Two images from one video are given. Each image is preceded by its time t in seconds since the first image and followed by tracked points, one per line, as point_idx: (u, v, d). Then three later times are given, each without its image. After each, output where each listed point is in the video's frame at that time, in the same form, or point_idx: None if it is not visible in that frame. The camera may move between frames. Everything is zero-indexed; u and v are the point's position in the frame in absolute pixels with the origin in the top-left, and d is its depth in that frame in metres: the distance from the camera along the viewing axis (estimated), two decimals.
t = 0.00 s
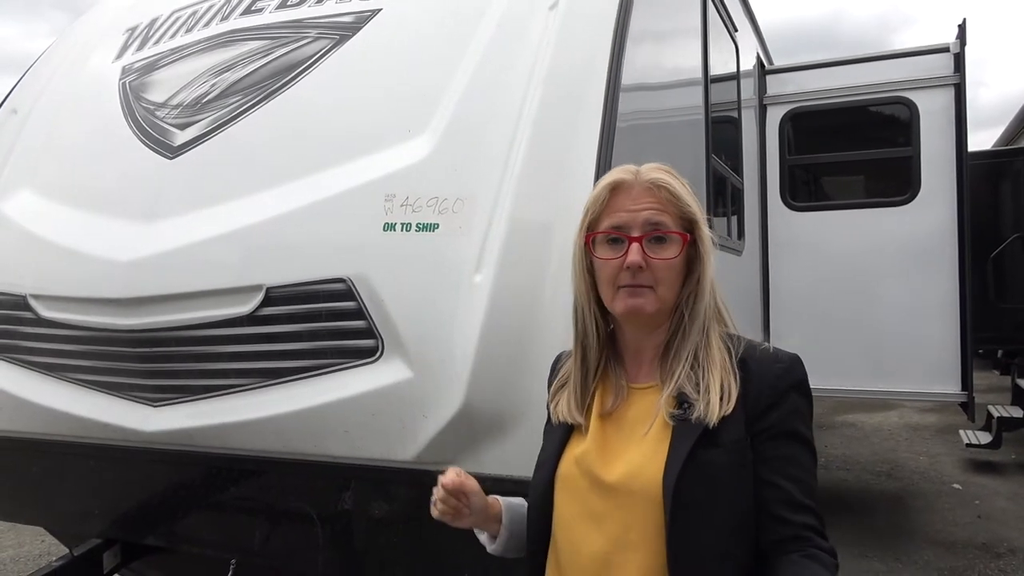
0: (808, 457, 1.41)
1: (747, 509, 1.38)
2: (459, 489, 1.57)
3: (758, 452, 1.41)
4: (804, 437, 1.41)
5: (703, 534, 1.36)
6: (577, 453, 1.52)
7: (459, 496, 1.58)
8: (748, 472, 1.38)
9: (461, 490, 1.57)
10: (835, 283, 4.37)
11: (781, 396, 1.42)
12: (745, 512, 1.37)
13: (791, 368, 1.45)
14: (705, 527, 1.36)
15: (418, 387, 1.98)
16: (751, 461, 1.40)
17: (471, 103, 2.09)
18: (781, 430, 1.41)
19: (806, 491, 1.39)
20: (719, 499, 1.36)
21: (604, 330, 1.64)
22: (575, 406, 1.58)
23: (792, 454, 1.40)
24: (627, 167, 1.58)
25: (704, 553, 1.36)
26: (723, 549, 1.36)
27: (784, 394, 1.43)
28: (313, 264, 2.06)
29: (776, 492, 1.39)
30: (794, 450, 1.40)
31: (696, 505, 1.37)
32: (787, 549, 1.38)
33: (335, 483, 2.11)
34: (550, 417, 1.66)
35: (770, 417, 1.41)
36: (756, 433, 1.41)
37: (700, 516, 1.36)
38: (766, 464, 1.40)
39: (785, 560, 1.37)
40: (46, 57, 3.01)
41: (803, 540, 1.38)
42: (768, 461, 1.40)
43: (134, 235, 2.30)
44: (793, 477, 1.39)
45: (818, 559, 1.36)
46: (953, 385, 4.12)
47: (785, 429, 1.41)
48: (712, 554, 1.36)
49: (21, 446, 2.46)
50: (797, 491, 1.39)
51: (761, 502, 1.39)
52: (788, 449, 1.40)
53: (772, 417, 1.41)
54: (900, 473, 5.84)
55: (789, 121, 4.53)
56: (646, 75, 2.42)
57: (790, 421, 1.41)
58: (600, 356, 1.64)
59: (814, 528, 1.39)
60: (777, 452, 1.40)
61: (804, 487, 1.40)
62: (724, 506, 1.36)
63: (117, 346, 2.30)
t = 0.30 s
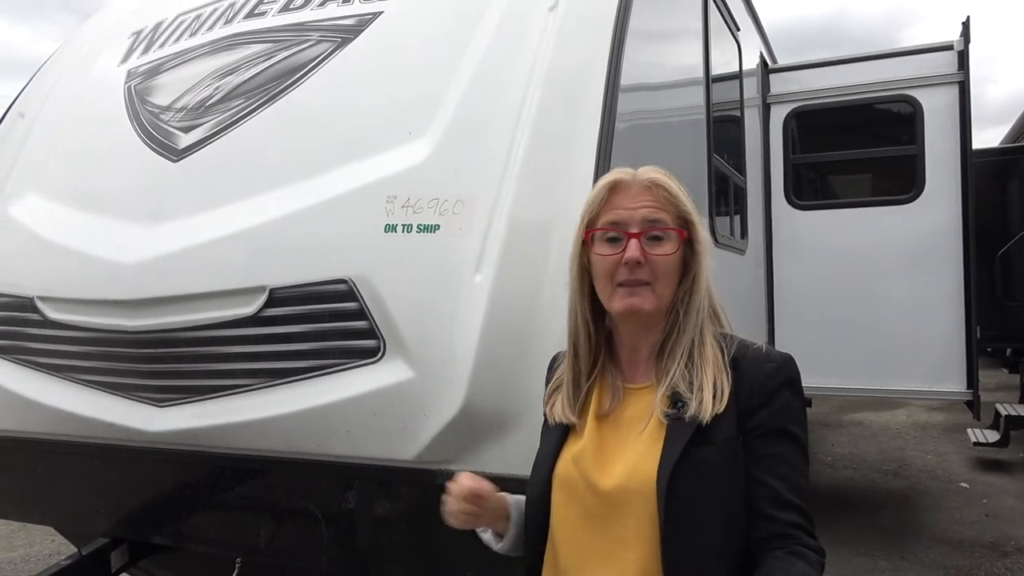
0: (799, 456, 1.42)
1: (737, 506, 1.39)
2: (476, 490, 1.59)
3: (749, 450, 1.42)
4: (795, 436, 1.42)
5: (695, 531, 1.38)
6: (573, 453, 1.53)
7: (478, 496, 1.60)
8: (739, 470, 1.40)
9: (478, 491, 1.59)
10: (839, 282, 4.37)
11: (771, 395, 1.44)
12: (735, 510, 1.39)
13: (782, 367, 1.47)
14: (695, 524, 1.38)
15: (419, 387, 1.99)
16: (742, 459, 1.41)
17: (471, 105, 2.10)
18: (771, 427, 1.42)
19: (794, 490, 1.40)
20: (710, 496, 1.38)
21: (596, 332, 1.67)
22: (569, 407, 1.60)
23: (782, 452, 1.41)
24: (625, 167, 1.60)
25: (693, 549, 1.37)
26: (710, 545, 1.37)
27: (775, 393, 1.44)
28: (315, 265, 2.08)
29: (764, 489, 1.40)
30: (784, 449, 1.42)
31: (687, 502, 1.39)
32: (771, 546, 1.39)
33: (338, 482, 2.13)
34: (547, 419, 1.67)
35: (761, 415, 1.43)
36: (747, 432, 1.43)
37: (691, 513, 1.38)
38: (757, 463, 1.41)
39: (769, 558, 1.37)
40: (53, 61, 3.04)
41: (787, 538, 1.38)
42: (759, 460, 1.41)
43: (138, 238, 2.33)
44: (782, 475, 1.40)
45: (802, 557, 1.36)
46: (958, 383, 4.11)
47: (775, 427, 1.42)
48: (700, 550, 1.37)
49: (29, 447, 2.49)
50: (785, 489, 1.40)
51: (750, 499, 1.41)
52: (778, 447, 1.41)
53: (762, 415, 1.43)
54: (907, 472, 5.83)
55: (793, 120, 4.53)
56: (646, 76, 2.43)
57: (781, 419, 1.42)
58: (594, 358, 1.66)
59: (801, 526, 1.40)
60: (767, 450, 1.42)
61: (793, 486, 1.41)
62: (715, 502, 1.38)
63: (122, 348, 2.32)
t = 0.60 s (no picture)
0: (802, 455, 1.44)
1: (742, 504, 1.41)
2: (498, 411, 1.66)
3: (754, 449, 1.44)
4: (798, 435, 1.44)
5: (701, 530, 1.39)
6: (580, 453, 1.53)
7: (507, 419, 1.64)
8: (743, 468, 1.42)
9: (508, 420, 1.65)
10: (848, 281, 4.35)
11: (777, 394, 1.45)
12: (740, 507, 1.40)
13: (787, 367, 1.49)
14: (700, 521, 1.39)
15: (426, 387, 2.01)
16: (746, 458, 1.43)
17: (477, 106, 2.12)
18: (776, 426, 1.44)
19: (798, 487, 1.42)
20: (716, 494, 1.39)
21: (604, 328, 1.67)
22: (583, 399, 1.60)
23: (786, 451, 1.43)
24: (613, 172, 1.61)
25: (698, 547, 1.39)
26: (716, 542, 1.39)
27: (781, 392, 1.46)
28: (323, 266, 2.10)
29: (769, 487, 1.42)
30: (788, 447, 1.43)
31: (693, 501, 1.40)
32: (774, 542, 1.41)
33: (348, 482, 2.14)
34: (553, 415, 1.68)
35: (767, 414, 1.45)
36: (752, 430, 1.45)
37: (697, 511, 1.39)
38: (760, 461, 1.43)
39: (773, 553, 1.39)
40: (65, 66, 3.08)
41: (791, 533, 1.40)
42: (763, 458, 1.43)
43: (149, 240, 2.35)
44: (787, 473, 1.42)
45: (805, 552, 1.38)
46: (969, 382, 4.09)
47: (780, 426, 1.44)
48: (706, 548, 1.39)
49: (43, 446, 2.53)
50: (789, 486, 1.42)
51: (754, 497, 1.43)
52: (782, 446, 1.43)
53: (767, 413, 1.45)
54: (919, 471, 5.80)
55: (802, 117, 4.52)
56: (652, 76, 2.44)
57: (785, 418, 1.44)
58: (603, 351, 1.66)
59: (804, 523, 1.42)
60: (772, 448, 1.43)
61: (797, 484, 1.42)
62: (721, 501, 1.39)
63: (134, 349, 2.35)
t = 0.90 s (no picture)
0: (808, 453, 1.43)
1: (749, 503, 1.39)
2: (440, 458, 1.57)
3: (759, 448, 1.43)
4: (803, 433, 1.43)
5: (708, 530, 1.38)
6: (584, 457, 1.53)
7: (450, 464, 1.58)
8: (749, 467, 1.41)
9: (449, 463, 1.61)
10: (854, 279, 4.33)
11: (781, 393, 1.45)
12: (746, 507, 1.39)
13: (791, 365, 1.48)
14: (707, 522, 1.38)
15: (428, 388, 2.00)
16: (752, 457, 1.42)
17: (479, 106, 2.11)
18: (780, 425, 1.43)
19: (805, 486, 1.41)
20: (722, 494, 1.38)
21: (605, 333, 1.66)
22: (581, 410, 1.59)
23: (791, 449, 1.42)
24: (616, 172, 1.61)
25: (705, 548, 1.37)
26: (724, 542, 1.37)
27: (785, 391, 1.45)
28: (325, 266, 2.10)
29: (775, 486, 1.41)
30: (793, 446, 1.43)
31: (699, 500, 1.39)
32: (782, 542, 1.40)
33: (350, 484, 2.14)
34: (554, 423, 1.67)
35: (771, 413, 1.44)
36: (756, 430, 1.44)
37: (703, 511, 1.38)
38: (765, 460, 1.42)
39: (781, 554, 1.38)
40: (69, 68, 3.08)
41: (799, 533, 1.39)
42: (768, 458, 1.42)
43: (152, 241, 2.35)
44: (792, 472, 1.41)
45: (814, 551, 1.37)
46: (976, 381, 4.07)
47: (785, 425, 1.43)
48: (713, 549, 1.37)
49: (47, 448, 2.53)
50: (796, 485, 1.41)
51: (760, 497, 1.42)
52: (787, 444, 1.42)
53: (771, 412, 1.44)
54: (926, 471, 5.77)
55: (807, 116, 4.50)
56: (655, 75, 2.43)
57: (789, 417, 1.43)
58: (601, 358, 1.64)
59: (812, 522, 1.40)
60: (777, 447, 1.42)
61: (803, 483, 1.41)
62: (727, 500, 1.38)
63: (137, 350, 2.35)
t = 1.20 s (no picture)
0: (817, 466, 1.41)
1: (757, 516, 1.37)
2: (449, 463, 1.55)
3: (768, 459, 1.41)
4: (813, 445, 1.41)
5: (715, 542, 1.36)
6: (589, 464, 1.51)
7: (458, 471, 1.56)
8: (758, 479, 1.38)
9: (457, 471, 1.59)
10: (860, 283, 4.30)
11: (791, 403, 1.42)
12: (754, 519, 1.37)
13: (801, 375, 1.46)
14: (715, 535, 1.36)
15: (431, 393, 1.98)
16: (760, 468, 1.39)
17: (483, 107, 2.09)
18: (790, 436, 1.40)
19: (814, 500, 1.39)
20: (730, 507, 1.36)
21: (612, 339, 1.64)
22: (586, 419, 1.57)
23: (800, 461, 1.40)
24: (624, 174, 1.58)
25: (713, 562, 1.35)
26: (732, 556, 1.35)
27: (795, 401, 1.42)
28: (327, 268, 2.08)
29: (784, 499, 1.38)
30: (803, 457, 1.40)
31: (705, 511, 1.36)
32: (791, 557, 1.38)
33: (352, 488, 2.11)
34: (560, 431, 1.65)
35: (781, 424, 1.41)
36: (766, 440, 1.41)
37: (710, 523, 1.36)
38: (772, 471, 1.40)
39: (790, 569, 1.36)
40: (71, 67, 3.07)
41: (808, 548, 1.37)
42: (776, 469, 1.40)
43: (153, 242, 2.33)
44: (801, 485, 1.39)
45: (824, 567, 1.35)
46: (983, 386, 4.04)
47: (794, 436, 1.40)
48: (721, 563, 1.35)
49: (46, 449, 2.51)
50: (805, 499, 1.38)
51: (769, 509, 1.39)
52: (797, 456, 1.40)
53: (780, 423, 1.41)
54: (931, 475, 5.73)
55: (813, 118, 4.47)
56: (662, 76, 2.40)
57: (799, 428, 1.41)
58: (607, 366, 1.63)
59: (821, 536, 1.38)
60: (786, 459, 1.40)
61: (813, 496, 1.39)
62: (735, 512, 1.35)
63: (138, 351, 2.33)
